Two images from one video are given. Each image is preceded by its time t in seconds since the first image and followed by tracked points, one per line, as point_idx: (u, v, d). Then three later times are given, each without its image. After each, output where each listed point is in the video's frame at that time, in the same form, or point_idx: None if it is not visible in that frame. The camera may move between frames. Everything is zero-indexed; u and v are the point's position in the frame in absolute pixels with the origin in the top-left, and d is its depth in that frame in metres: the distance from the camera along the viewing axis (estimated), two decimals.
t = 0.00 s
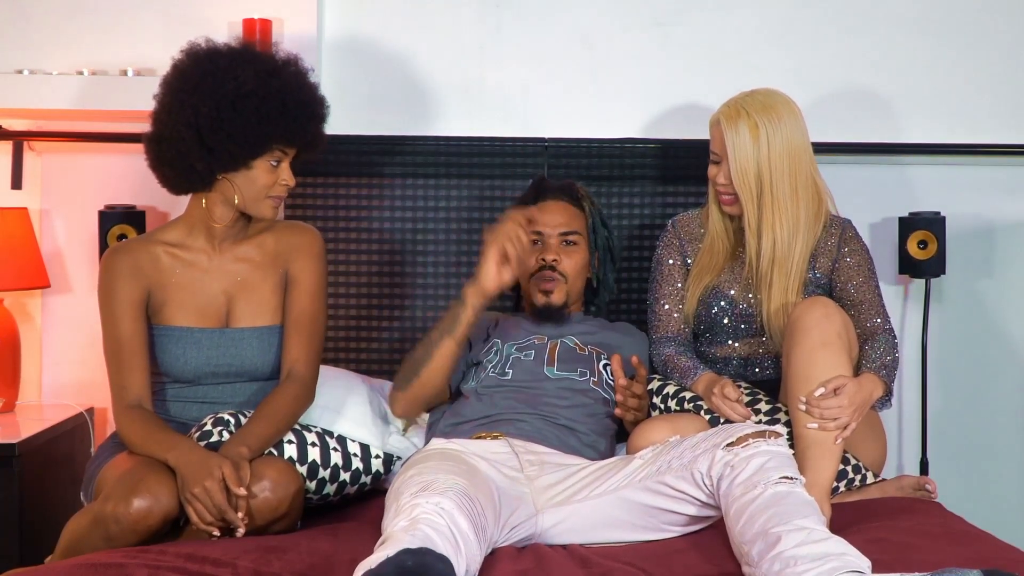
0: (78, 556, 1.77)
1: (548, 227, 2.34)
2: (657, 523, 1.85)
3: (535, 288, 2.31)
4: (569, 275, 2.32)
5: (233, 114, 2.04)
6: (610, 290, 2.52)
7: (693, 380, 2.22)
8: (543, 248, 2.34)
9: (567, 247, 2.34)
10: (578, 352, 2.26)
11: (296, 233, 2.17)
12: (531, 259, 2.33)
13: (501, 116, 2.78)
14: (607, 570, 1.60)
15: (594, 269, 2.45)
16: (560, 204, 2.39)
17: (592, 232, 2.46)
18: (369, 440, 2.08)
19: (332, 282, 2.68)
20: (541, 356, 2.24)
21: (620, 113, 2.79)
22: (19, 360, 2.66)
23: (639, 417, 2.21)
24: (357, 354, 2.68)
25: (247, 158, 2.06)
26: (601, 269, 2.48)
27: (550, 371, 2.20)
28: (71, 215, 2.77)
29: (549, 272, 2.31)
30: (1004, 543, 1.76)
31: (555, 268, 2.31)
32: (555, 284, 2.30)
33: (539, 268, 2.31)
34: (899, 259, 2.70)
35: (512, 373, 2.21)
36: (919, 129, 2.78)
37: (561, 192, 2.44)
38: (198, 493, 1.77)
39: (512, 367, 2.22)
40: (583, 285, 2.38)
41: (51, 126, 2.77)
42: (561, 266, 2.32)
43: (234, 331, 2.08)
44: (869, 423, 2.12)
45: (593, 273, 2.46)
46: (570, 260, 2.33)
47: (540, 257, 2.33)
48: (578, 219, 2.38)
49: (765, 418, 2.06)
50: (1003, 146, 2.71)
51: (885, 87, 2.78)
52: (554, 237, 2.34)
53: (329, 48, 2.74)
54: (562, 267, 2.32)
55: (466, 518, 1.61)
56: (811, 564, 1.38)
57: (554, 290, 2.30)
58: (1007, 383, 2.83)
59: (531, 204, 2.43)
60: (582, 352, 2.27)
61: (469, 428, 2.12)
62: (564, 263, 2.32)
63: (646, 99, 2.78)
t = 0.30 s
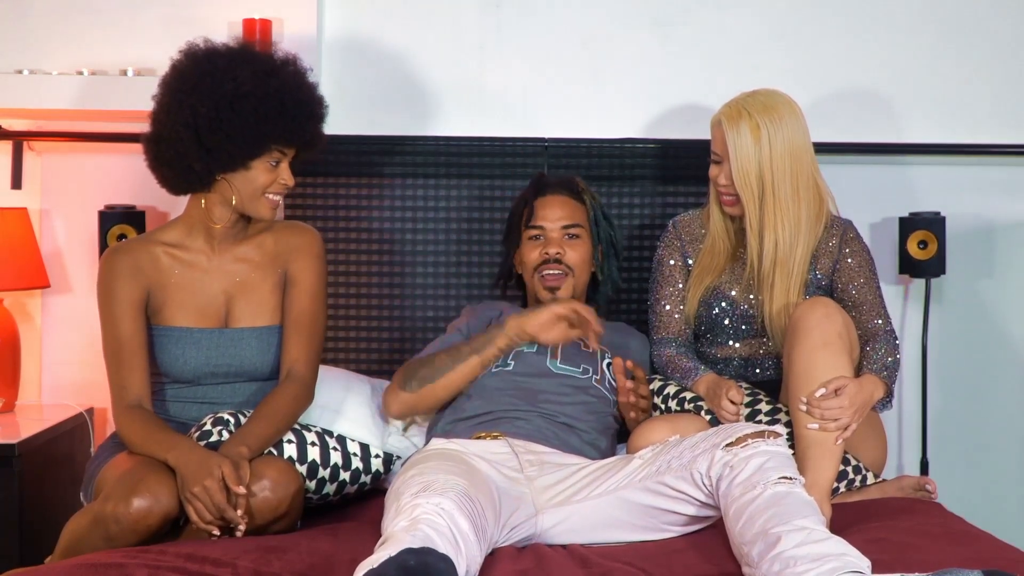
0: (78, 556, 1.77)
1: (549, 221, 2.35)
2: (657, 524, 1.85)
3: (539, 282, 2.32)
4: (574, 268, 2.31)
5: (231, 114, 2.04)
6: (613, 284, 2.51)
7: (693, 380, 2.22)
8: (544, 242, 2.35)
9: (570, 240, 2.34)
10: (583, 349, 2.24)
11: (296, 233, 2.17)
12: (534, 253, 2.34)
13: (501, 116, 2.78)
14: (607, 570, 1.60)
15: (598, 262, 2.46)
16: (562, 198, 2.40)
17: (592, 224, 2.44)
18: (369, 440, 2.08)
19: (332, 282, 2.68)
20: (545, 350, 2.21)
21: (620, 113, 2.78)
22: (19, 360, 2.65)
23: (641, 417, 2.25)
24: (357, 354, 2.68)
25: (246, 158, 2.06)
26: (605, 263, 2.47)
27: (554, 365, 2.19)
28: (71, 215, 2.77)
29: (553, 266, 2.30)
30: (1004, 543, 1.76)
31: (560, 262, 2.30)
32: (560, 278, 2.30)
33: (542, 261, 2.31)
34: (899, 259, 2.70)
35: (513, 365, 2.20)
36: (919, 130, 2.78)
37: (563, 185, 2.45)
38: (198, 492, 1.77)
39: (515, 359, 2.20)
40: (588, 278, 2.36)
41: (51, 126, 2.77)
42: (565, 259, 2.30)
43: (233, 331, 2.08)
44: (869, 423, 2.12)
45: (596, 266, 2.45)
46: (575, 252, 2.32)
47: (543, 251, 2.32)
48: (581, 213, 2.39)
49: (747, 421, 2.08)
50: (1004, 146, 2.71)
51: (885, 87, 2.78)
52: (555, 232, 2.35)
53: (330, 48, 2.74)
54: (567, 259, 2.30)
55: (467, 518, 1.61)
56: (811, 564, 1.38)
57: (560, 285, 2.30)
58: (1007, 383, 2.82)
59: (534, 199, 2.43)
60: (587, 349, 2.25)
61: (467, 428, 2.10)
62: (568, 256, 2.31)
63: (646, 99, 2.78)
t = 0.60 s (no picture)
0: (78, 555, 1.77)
1: (543, 226, 2.34)
2: (657, 524, 1.85)
3: (531, 287, 2.32)
4: (564, 274, 2.32)
5: (226, 114, 2.04)
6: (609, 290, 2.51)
7: (693, 379, 2.22)
8: (538, 248, 2.34)
9: (562, 246, 2.34)
10: (580, 346, 2.27)
11: (295, 233, 2.17)
12: (526, 258, 2.34)
13: (501, 116, 2.78)
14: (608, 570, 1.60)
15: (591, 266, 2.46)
16: (556, 202, 2.39)
17: (586, 228, 2.43)
18: (368, 438, 2.09)
19: (332, 282, 2.68)
20: (541, 348, 2.25)
21: (620, 113, 2.78)
22: (19, 360, 2.65)
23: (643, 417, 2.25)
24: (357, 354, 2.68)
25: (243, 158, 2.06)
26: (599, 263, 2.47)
27: (550, 362, 2.22)
28: (71, 215, 2.77)
29: (543, 272, 2.31)
30: (1004, 543, 1.76)
31: (550, 268, 2.31)
32: (550, 283, 2.30)
33: (534, 267, 2.32)
34: (899, 258, 2.70)
35: (510, 363, 2.22)
36: (919, 130, 2.78)
37: (558, 194, 2.45)
38: (197, 492, 1.77)
39: (512, 357, 2.23)
40: (579, 282, 2.37)
41: (51, 126, 2.77)
42: (555, 266, 2.31)
43: (233, 331, 2.08)
44: (869, 423, 2.12)
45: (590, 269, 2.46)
46: (565, 259, 2.33)
47: (535, 257, 2.32)
48: (575, 218, 2.38)
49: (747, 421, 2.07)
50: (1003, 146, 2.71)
51: (885, 87, 2.78)
52: (548, 237, 2.34)
53: (330, 47, 2.74)
54: (557, 266, 2.31)
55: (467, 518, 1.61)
56: (810, 564, 1.38)
57: (549, 288, 2.30)
58: (1006, 382, 2.83)
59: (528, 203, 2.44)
60: (584, 346, 2.28)
61: (466, 428, 2.11)
62: (559, 262, 2.32)
63: (646, 99, 2.78)
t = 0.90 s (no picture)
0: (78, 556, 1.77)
1: (557, 211, 2.37)
2: (654, 524, 1.85)
3: (544, 270, 2.33)
4: (581, 257, 2.34)
5: (226, 116, 2.04)
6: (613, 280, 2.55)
7: (693, 380, 2.23)
8: (551, 231, 2.36)
9: (577, 230, 2.36)
10: (584, 346, 2.27)
11: (295, 234, 2.17)
12: (540, 241, 2.36)
13: (501, 116, 2.78)
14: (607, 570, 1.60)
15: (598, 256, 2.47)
16: (569, 188, 2.41)
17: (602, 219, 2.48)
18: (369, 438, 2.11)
19: (332, 282, 2.68)
20: (547, 348, 2.24)
21: (620, 113, 2.78)
22: (19, 360, 2.65)
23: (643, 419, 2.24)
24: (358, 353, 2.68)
25: (242, 159, 2.06)
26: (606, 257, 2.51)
27: (556, 363, 2.21)
28: (71, 215, 2.77)
29: (559, 253, 2.32)
30: (1004, 543, 1.76)
31: (566, 249, 2.33)
32: (566, 265, 2.32)
33: (550, 249, 2.33)
34: (898, 259, 2.70)
35: (514, 363, 2.21)
36: (919, 130, 2.78)
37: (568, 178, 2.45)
38: (197, 490, 1.77)
39: (517, 356, 2.22)
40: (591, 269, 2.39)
41: (51, 126, 2.77)
42: (572, 248, 2.33)
43: (233, 331, 2.08)
44: (868, 424, 2.12)
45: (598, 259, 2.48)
46: (581, 242, 2.35)
47: (550, 239, 2.34)
48: (587, 203, 2.40)
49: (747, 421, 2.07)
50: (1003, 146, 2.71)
51: (884, 87, 2.78)
52: (563, 221, 2.37)
53: (330, 48, 2.74)
54: (573, 247, 2.33)
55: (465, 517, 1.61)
56: (809, 564, 1.38)
57: (565, 271, 2.32)
58: (1006, 382, 2.83)
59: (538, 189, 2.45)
60: (589, 347, 2.27)
61: (467, 428, 2.11)
62: (575, 244, 2.34)
63: (646, 99, 2.78)
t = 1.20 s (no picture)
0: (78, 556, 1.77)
1: (557, 207, 2.40)
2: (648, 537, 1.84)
3: (550, 267, 2.35)
4: (585, 252, 2.37)
5: (226, 115, 2.04)
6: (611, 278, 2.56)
7: (693, 380, 2.22)
8: (554, 227, 2.38)
9: (578, 226, 2.39)
10: (583, 344, 2.28)
11: (295, 233, 2.17)
12: (542, 239, 2.37)
13: (501, 116, 2.78)
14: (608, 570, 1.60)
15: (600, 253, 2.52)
16: (565, 184, 2.46)
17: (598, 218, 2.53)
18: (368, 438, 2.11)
19: (332, 283, 2.68)
20: (546, 347, 2.24)
21: (620, 113, 2.78)
22: (19, 360, 2.65)
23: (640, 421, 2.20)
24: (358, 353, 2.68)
25: (243, 159, 2.06)
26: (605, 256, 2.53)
27: (556, 362, 2.22)
28: (71, 215, 2.77)
29: (565, 250, 2.35)
30: (1004, 543, 1.76)
31: (571, 246, 2.36)
32: (572, 260, 2.35)
33: (553, 246, 2.36)
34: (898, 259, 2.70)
35: (513, 360, 2.22)
36: (919, 130, 2.79)
37: (564, 174, 2.50)
38: (197, 491, 1.77)
39: (515, 354, 2.23)
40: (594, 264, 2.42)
41: (51, 126, 2.77)
42: (576, 243, 2.36)
43: (233, 331, 2.08)
44: (869, 424, 2.12)
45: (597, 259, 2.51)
46: (583, 237, 2.38)
47: (553, 236, 2.36)
48: (585, 199, 2.44)
49: (746, 422, 2.07)
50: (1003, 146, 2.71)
51: (884, 87, 2.78)
52: (563, 217, 2.40)
53: (330, 48, 2.74)
54: (578, 243, 2.36)
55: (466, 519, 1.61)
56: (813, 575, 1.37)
57: (571, 266, 2.35)
58: (1007, 382, 2.83)
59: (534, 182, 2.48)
60: (588, 346, 2.29)
61: (467, 430, 2.11)
62: (579, 240, 2.37)
63: (646, 99, 2.78)
